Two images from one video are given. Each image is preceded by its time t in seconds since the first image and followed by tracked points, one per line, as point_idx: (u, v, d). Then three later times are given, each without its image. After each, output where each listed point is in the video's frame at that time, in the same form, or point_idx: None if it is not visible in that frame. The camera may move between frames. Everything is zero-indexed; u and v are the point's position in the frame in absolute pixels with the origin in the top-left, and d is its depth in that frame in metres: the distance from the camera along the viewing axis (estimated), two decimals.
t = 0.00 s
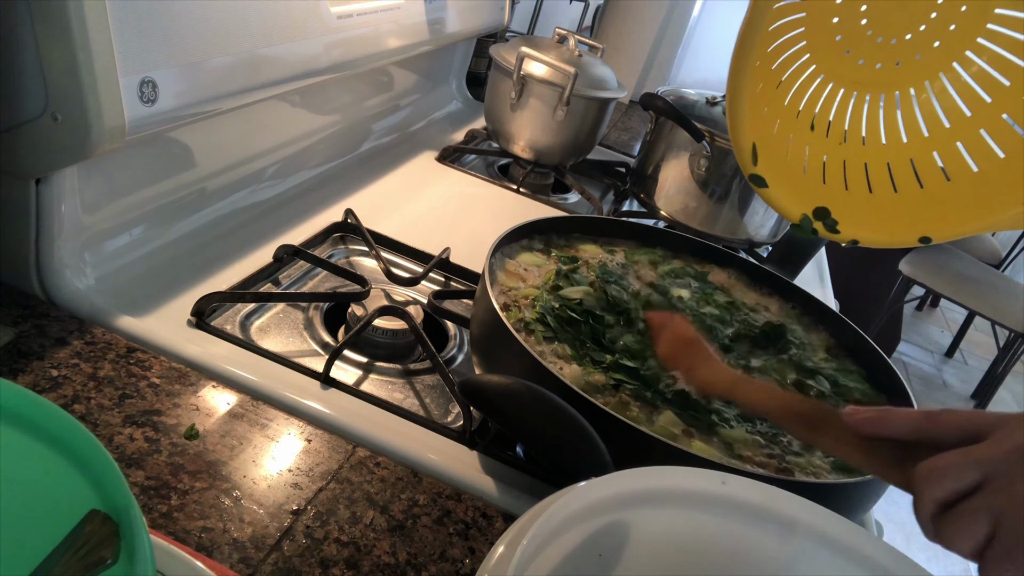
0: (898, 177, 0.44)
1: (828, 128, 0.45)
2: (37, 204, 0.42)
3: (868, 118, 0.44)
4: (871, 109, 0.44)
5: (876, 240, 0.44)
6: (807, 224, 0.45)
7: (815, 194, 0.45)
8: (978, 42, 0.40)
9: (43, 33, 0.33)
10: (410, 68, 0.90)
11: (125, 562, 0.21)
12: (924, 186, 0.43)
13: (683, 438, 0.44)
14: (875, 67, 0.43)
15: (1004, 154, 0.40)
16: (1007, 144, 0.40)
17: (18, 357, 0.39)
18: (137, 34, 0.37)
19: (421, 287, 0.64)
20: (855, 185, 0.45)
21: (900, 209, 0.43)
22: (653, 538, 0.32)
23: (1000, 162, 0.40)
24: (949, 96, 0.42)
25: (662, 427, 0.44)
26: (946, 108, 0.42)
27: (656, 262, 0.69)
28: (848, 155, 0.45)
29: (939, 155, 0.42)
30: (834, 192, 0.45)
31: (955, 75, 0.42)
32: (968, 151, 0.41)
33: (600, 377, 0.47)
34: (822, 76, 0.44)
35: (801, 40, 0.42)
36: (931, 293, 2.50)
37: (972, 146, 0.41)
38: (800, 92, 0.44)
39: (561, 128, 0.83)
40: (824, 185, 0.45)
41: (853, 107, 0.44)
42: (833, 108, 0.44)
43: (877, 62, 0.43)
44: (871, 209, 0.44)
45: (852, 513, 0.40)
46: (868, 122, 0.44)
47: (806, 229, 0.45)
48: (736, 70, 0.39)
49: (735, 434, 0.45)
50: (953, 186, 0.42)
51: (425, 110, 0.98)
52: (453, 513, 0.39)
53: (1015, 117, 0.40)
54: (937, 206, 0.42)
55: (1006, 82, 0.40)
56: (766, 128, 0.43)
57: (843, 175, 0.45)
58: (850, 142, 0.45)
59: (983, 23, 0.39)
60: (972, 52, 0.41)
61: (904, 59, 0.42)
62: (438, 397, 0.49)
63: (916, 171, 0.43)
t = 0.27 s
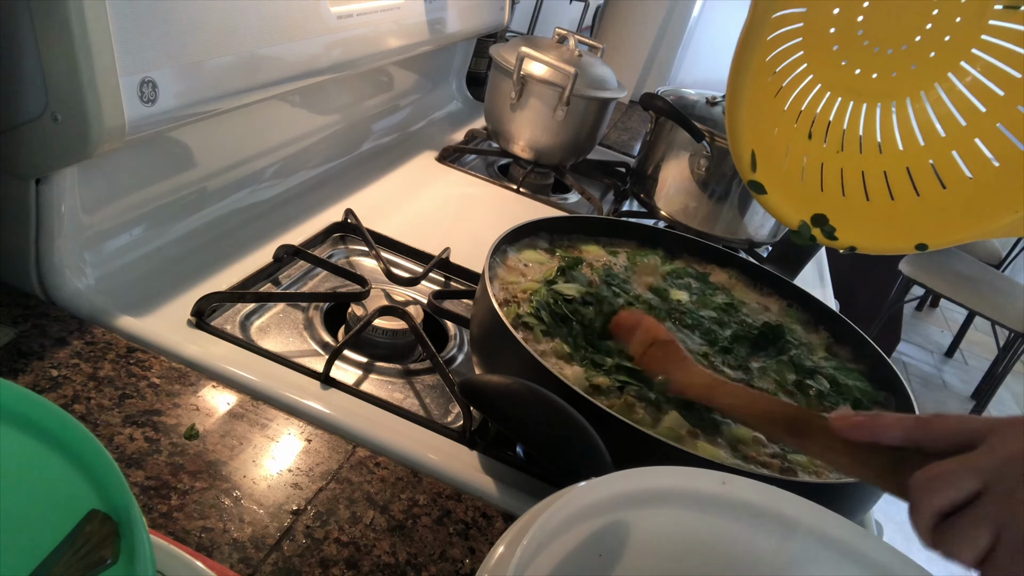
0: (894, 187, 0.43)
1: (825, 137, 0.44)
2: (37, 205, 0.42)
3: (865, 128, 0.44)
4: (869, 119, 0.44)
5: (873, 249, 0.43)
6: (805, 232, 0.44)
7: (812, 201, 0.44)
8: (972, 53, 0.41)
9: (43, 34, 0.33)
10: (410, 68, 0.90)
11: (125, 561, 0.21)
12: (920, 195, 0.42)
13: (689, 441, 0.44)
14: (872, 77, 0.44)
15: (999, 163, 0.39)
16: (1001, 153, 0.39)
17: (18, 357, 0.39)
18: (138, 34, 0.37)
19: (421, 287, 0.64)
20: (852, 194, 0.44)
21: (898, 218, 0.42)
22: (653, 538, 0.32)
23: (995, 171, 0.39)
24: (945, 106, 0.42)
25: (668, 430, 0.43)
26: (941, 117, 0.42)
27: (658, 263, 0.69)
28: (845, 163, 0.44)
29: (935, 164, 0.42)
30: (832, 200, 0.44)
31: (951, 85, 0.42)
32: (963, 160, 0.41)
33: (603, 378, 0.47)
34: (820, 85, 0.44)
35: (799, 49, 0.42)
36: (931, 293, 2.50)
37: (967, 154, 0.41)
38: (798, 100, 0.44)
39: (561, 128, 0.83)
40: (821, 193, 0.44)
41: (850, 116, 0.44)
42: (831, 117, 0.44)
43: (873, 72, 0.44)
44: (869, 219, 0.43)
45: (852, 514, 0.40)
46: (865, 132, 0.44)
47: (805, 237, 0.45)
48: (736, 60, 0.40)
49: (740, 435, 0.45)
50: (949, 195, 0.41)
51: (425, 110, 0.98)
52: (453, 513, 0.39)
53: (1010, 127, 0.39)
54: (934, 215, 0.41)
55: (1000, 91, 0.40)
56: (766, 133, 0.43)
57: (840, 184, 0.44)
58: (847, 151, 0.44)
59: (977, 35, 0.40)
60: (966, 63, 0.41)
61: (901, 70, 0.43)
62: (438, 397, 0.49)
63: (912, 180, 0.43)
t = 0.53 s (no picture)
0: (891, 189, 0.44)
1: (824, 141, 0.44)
2: (37, 205, 0.42)
3: (862, 131, 0.44)
4: (866, 122, 0.44)
5: (872, 251, 0.43)
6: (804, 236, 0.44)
7: (812, 205, 0.44)
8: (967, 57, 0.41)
9: (43, 33, 0.33)
10: (410, 68, 0.90)
11: (125, 562, 0.21)
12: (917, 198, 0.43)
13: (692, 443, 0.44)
14: (869, 80, 0.44)
15: (995, 166, 0.40)
16: (997, 156, 0.40)
17: (18, 357, 0.39)
18: (138, 34, 0.37)
19: (421, 287, 0.64)
20: (850, 197, 0.44)
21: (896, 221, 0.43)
22: (653, 538, 0.32)
23: (992, 173, 0.40)
24: (940, 109, 0.43)
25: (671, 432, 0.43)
26: (937, 121, 0.42)
27: (659, 263, 0.69)
28: (842, 167, 0.44)
29: (932, 167, 0.42)
30: (831, 203, 0.44)
31: (947, 89, 0.42)
32: (960, 163, 0.41)
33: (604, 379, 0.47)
34: (817, 88, 0.44)
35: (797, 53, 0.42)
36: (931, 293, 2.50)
37: (962, 158, 0.41)
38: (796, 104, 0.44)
39: (561, 128, 0.83)
40: (820, 197, 0.45)
41: (848, 120, 0.44)
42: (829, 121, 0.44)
43: (870, 75, 0.43)
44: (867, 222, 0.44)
45: (851, 514, 0.40)
46: (863, 135, 0.44)
47: (803, 240, 0.45)
48: (737, 71, 0.40)
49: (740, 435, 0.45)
50: (946, 197, 0.42)
51: (425, 110, 0.98)
52: (453, 513, 0.39)
53: (1006, 130, 0.40)
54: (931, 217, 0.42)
55: (996, 95, 0.40)
56: (765, 138, 0.43)
57: (839, 187, 0.45)
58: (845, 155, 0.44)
59: (973, 38, 0.40)
60: (962, 66, 0.41)
61: (897, 72, 0.43)
62: (438, 397, 0.49)
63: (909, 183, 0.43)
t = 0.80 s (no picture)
0: (887, 193, 0.45)
1: (819, 145, 0.46)
2: (37, 205, 0.42)
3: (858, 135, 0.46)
4: (862, 126, 0.45)
5: (868, 254, 0.44)
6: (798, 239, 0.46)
7: (807, 208, 0.46)
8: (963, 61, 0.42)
9: (43, 33, 0.33)
10: (410, 68, 0.90)
11: (125, 562, 0.21)
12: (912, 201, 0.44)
13: (693, 443, 0.44)
14: (865, 84, 0.44)
15: (989, 170, 0.41)
16: (992, 160, 0.41)
17: (18, 357, 0.39)
18: (138, 35, 0.37)
19: (421, 287, 0.64)
20: (846, 201, 0.46)
21: (891, 223, 0.44)
22: (653, 538, 0.32)
23: (986, 176, 0.41)
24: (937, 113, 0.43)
25: (671, 433, 0.43)
26: (934, 124, 0.43)
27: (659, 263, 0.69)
28: (839, 170, 0.46)
29: (927, 170, 0.44)
30: (826, 206, 0.46)
31: (944, 92, 0.43)
32: (955, 166, 0.42)
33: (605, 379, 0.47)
34: (813, 93, 0.45)
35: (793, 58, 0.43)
36: (931, 293, 2.50)
37: (959, 161, 0.42)
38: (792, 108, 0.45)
39: (561, 128, 0.83)
40: (815, 201, 0.46)
41: (844, 124, 0.45)
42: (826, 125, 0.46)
43: (866, 79, 0.44)
44: (863, 224, 0.45)
45: (851, 514, 0.40)
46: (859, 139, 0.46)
47: (798, 247, 0.46)
48: (734, 76, 0.41)
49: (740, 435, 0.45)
50: (941, 200, 0.43)
51: (425, 110, 0.98)
52: (453, 513, 0.39)
53: (1002, 134, 0.41)
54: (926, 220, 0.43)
55: (993, 99, 0.41)
56: (760, 144, 0.45)
57: (835, 190, 0.46)
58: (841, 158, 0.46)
59: (969, 42, 0.41)
60: (959, 70, 0.42)
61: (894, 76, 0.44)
62: (438, 397, 0.49)
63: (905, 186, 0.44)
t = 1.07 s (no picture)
0: (888, 194, 0.46)
1: (821, 147, 0.47)
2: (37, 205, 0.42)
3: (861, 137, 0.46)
4: (865, 128, 0.46)
5: (870, 255, 0.45)
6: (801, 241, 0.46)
7: (810, 210, 0.46)
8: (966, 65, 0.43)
9: (44, 33, 0.33)
10: (410, 68, 0.90)
11: (125, 562, 0.21)
12: (914, 203, 0.45)
13: (693, 444, 0.44)
14: (869, 87, 0.45)
15: (991, 174, 0.42)
16: (994, 164, 0.42)
17: (18, 357, 0.39)
18: (138, 35, 0.37)
19: (421, 287, 0.64)
20: (848, 202, 0.46)
21: (893, 225, 0.45)
22: (653, 538, 0.32)
23: (987, 180, 0.42)
24: (939, 116, 0.44)
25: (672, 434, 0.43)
26: (936, 127, 0.44)
27: (660, 262, 0.69)
28: (841, 171, 0.47)
29: (929, 173, 0.44)
30: (828, 208, 0.46)
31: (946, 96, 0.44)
32: (957, 169, 0.43)
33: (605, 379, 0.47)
34: (817, 95, 0.46)
35: (798, 61, 0.43)
36: (931, 293, 2.50)
37: (961, 163, 0.43)
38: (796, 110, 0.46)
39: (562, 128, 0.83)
40: (817, 202, 0.47)
41: (847, 126, 0.46)
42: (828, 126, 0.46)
43: (869, 82, 0.45)
44: (865, 226, 0.46)
45: (851, 513, 0.40)
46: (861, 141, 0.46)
47: (800, 247, 0.47)
48: (737, 80, 0.41)
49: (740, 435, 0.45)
50: (943, 203, 0.43)
51: (425, 110, 0.98)
52: (453, 513, 0.39)
53: (1004, 138, 0.42)
54: (928, 222, 0.44)
55: (995, 103, 0.42)
56: (764, 146, 0.45)
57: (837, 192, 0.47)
58: (843, 160, 0.47)
59: (972, 46, 0.42)
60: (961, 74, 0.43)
61: (897, 79, 0.45)
62: (438, 397, 0.49)
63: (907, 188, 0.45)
